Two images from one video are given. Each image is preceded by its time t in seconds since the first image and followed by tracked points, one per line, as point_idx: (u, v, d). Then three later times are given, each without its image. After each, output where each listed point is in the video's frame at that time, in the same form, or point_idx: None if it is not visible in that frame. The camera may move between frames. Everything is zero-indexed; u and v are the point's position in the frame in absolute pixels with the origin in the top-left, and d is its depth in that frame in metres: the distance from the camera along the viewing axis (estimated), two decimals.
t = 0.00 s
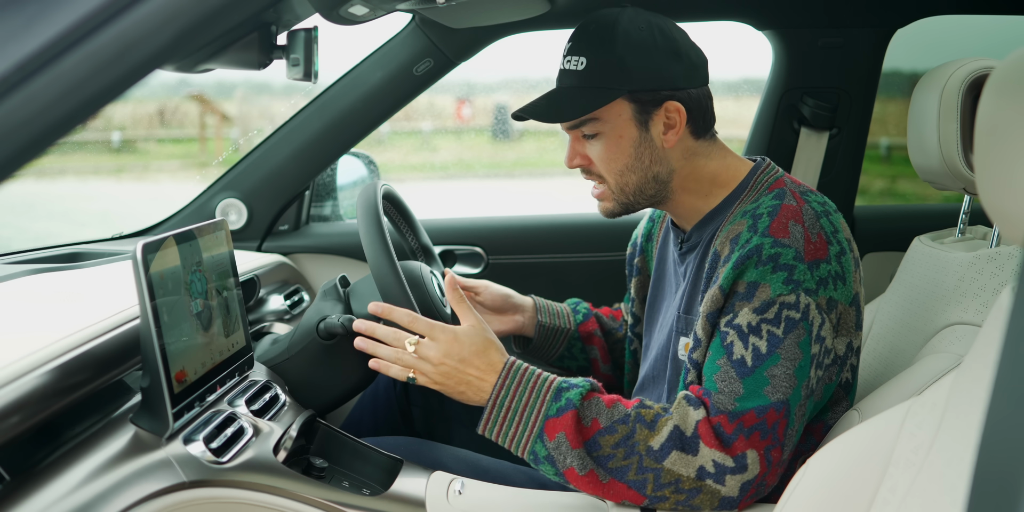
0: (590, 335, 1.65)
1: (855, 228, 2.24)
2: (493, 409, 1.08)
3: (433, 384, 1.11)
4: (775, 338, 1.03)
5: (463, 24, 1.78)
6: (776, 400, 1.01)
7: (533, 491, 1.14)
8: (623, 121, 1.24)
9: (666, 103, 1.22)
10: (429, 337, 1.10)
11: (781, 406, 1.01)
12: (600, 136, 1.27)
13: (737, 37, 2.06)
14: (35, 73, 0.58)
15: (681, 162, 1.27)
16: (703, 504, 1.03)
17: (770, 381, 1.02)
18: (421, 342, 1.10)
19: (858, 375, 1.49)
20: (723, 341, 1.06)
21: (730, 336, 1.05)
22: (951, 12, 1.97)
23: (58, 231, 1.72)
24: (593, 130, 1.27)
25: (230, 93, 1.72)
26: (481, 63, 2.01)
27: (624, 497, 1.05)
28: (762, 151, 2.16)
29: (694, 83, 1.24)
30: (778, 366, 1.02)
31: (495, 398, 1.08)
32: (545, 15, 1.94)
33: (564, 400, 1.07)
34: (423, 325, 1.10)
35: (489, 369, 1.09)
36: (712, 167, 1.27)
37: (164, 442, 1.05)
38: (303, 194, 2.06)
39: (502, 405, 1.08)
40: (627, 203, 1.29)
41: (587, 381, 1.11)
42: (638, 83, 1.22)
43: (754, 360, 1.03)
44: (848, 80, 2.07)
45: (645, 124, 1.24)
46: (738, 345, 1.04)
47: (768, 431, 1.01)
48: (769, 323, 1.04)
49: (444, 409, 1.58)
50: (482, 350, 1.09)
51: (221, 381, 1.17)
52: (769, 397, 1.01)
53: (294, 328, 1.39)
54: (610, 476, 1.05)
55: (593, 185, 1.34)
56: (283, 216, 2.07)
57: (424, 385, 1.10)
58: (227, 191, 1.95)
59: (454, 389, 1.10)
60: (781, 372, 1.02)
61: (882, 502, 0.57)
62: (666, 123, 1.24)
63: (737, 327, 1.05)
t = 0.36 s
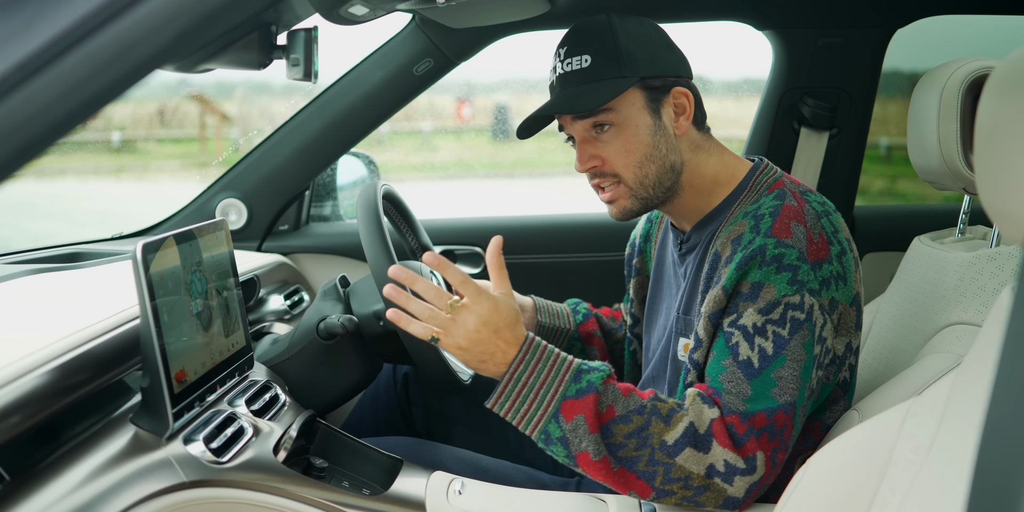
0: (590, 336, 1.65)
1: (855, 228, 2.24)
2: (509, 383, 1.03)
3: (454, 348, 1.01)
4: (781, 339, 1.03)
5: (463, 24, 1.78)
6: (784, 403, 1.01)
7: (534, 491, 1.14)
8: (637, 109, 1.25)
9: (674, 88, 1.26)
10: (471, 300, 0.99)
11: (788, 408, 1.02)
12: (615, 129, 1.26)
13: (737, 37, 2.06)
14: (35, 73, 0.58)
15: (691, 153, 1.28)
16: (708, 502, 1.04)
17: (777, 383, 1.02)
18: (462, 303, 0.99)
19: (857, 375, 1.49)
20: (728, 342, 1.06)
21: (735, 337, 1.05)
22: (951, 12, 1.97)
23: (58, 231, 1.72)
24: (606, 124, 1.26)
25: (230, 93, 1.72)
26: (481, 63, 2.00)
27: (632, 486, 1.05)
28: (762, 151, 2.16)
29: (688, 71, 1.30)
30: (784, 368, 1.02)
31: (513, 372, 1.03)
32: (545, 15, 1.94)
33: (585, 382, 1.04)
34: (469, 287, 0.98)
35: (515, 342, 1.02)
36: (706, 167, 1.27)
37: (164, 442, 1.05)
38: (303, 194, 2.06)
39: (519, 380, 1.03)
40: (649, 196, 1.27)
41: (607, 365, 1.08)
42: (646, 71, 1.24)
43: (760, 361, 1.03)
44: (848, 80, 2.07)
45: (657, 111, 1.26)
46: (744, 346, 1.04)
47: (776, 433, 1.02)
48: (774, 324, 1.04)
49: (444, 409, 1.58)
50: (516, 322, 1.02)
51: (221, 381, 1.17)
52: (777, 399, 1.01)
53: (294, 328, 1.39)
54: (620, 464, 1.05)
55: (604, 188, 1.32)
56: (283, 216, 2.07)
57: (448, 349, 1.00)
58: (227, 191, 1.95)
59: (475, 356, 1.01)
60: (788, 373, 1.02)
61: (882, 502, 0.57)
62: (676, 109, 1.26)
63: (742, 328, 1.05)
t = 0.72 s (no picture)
0: (590, 336, 1.65)
1: (855, 228, 2.24)
2: (507, 389, 1.04)
3: (452, 354, 1.03)
4: (782, 341, 1.03)
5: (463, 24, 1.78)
6: (785, 404, 1.01)
7: (533, 491, 1.14)
8: (670, 100, 1.26)
9: (705, 86, 1.28)
10: (468, 305, 1.01)
11: (788, 409, 1.01)
12: (647, 116, 1.26)
13: (737, 37, 2.06)
14: (34, 73, 0.58)
15: (713, 150, 1.28)
16: (709, 504, 1.04)
17: (778, 385, 1.02)
18: (459, 308, 1.01)
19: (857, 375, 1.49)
20: (729, 343, 1.06)
21: (737, 338, 1.05)
22: (951, 12, 1.97)
23: (58, 231, 1.72)
24: (638, 109, 1.26)
25: (230, 93, 1.72)
26: (482, 64, 2.00)
27: (633, 491, 1.05)
28: (762, 151, 2.16)
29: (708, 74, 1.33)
30: (785, 369, 1.02)
31: (510, 378, 1.04)
32: (545, 15, 1.94)
33: (584, 386, 1.05)
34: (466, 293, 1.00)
35: (513, 346, 1.04)
36: (714, 169, 1.26)
37: (164, 442, 1.05)
38: (303, 194, 2.07)
39: (518, 385, 1.05)
40: (668, 190, 1.26)
41: (606, 369, 1.09)
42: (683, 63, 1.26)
43: (762, 362, 1.03)
44: (848, 80, 2.07)
45: (687, 106, 1.27)
46: (746, 347, 1.04)
47: (777, 434, 1.02)
48: (777, 325, 1.04)
49: (444, 409, 1.58)
50: (514, 326, 1.04)
51: (221, 381, 1.17)
52: (777, 401, 1.01)
53: (294, 328, 1.39)
54: (620, 468, 1.05)
55: (622, 177, 1.30)
56: (283, 216, 2.07)
57: (445, 355, 1.02)
58: (227, 191, 1.95)
59: (472, 361, 1.03)
60: (789, 375, 1.02)
61: (882, 502, 0.57)
62: (704, 107, 1.28)
63: (744, 329, 1.05)
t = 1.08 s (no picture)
0: (590, 336, 1.65)
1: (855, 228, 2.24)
2: (505, 391, 1.05)
3: (449, 358, 1.05)
4: (785, 342, 1.03)
5: (464, 24, 1.78)
6: (786, 405, 1.01)
7: (533, 491, 1.14)
8: (708, 100, 1.25)
9: (737, 90, 1.29)
10: (464, 309, 1.02)
11: (789, 411, 1.01)
12: (685, 115, 1.24)
13: (737, 37, 2.06)
14: (34, 73, 0.58)
15: (741, 154, 1.27)
16: (708, 505, 1.04)
17: (780, 386, 1.02)
18: (454, 311, 1.02)
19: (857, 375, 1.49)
20: (733, 343, 1.06)
21: (740, 338, 1.05)
22: (951, 12, 1.97)
23: (58, 231, 1.72)
24: (676, 106, 1.24)
25: (230, 93, 1.72)
26: (481, 64, 2.00)
27: (632, 491, 1.05)
28: (762, 151, 2.16)
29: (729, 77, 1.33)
30: (788, 370, 1.02)
31: (508, 380, 1.05)
32: (546, 15, 1.94)
33: (582, 388, 1.05)
34: (461, 296, 1.01)
35: (510, 349, 1.05)
36: (729, 173, 1.26)
37: (164, 442, 1.05)
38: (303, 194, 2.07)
39: (516, 388, 1.05)
40: (692, 190, 1.25)
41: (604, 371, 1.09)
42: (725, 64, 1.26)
43: (764, 363, 1.03)
44: (848, 80, 2.07)
45: (721, 108, 1.27)
46: (748, 348, 1.04)
47: (777, 435, 1.02)
48: (780, 326, 1.04)
49: (444, 409, 1.58)
50: (510, 329, 1.05)
51: (221, 381, 1.17)
52: (778, 402, 1.01)
53: (294, 328, 1.39)
54: (620, 469, 1.05)
55: (648, 171, 1.27)
56: (283, 216, 2.07)
57: (442, 358, 1.03)
58: (227, 191, 1.95)
59: (468, 364, 1.04)
60: (791, 376, 1.02)
61: (882, 503, 0.57)
62: (733, 111, 1.29)
63: (747, 329, 1.05)
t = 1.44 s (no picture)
0: (590, 336, 1.65)
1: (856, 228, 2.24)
2: (499, 399, 1.06)
3: (442, 369, 1.06)
4: (780, 340, 1.03)
5: (463, 24, 1.78)
6: (782, 404, 1.01)
7: (533, 491, 1.14)
8: (674, 101, 1.27)
9: (707, 88, 1.29)
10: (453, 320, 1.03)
11: (785, 410, 1.01)
12: (653, 118, 1.26)
13: (737, 37, 2.06)
14: (34, 73, 0.58)
15: (727, 154, 1.28)
16: (706, 506, 1.04)
17: (775, 384, 1.01)
18: (443, 323, 1.04)
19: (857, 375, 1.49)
20: (728, 343, 1.06)
21: (735, 338, 1.05)
22: (952, 12, 1.97)
23: (58, 231, 1.72)
24: (643, 112, 1.26)
25: (230, 93, 1.72)
26: (482, 64, 2.00)
27: (630, 495, 1.05)
28: (762, 151, 2.16)
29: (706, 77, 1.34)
30: (783, 369, 1.02)
31: (502, 388, 1.06)
32: (546, 15, 1.94)
33: (575, 393, 1.05)
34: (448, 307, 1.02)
35: (503, 357, 1.06)
36: (719, 172, 1.27)
37: (164, 442, 1.05)
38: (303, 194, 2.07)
39: (510, 396, 1.06)
40: (671, 191, 1.26)
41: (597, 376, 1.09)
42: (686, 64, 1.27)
43: (759, 362, 1.02)
44: (848, 80, 2.07)
45: (691, 106, 1.28)
46: (743, 347, 1.04)
47: (773, 434, 1.02)
48: (774, 325, 1.03)
49: (444, 409, 1.58)
50: (501, 338, 1.06)
51: (221, 381, 1.17)
52: (774, 401, 1.01)
53: (295, 328, 1.39)
54: (616, 473, 1.05)
55: (626, 178, 1.30)
56: (283, 216, 2.07)
57: (435, 369, 1.05)
58: (227, 191, 1.95)
59: (461, 374, 1.05)
60: (786, 375, 1.02)
61: (882, 502, 0.57)
62: (706, 108, 1.30)
63: (741, 329, 1.05)
